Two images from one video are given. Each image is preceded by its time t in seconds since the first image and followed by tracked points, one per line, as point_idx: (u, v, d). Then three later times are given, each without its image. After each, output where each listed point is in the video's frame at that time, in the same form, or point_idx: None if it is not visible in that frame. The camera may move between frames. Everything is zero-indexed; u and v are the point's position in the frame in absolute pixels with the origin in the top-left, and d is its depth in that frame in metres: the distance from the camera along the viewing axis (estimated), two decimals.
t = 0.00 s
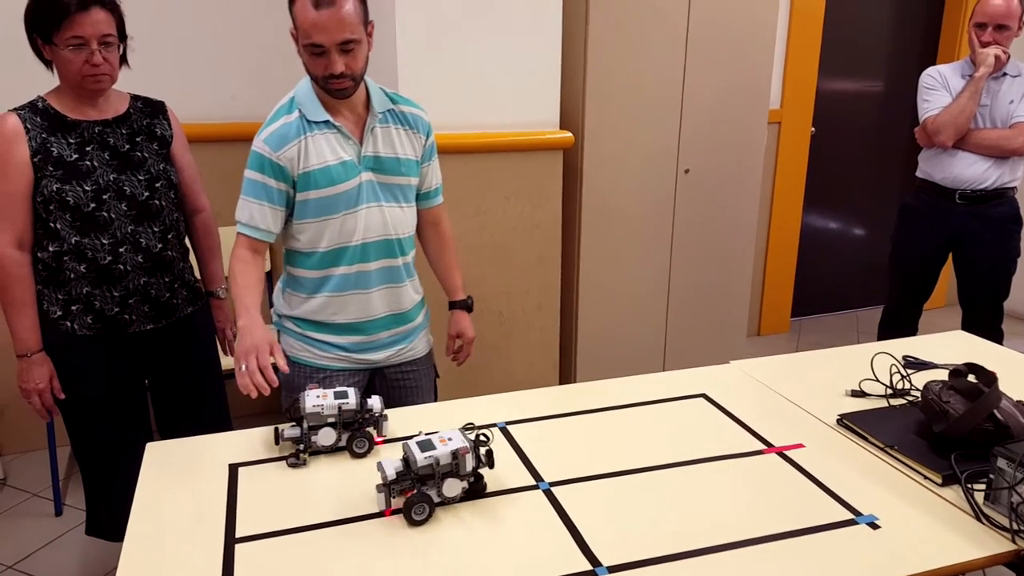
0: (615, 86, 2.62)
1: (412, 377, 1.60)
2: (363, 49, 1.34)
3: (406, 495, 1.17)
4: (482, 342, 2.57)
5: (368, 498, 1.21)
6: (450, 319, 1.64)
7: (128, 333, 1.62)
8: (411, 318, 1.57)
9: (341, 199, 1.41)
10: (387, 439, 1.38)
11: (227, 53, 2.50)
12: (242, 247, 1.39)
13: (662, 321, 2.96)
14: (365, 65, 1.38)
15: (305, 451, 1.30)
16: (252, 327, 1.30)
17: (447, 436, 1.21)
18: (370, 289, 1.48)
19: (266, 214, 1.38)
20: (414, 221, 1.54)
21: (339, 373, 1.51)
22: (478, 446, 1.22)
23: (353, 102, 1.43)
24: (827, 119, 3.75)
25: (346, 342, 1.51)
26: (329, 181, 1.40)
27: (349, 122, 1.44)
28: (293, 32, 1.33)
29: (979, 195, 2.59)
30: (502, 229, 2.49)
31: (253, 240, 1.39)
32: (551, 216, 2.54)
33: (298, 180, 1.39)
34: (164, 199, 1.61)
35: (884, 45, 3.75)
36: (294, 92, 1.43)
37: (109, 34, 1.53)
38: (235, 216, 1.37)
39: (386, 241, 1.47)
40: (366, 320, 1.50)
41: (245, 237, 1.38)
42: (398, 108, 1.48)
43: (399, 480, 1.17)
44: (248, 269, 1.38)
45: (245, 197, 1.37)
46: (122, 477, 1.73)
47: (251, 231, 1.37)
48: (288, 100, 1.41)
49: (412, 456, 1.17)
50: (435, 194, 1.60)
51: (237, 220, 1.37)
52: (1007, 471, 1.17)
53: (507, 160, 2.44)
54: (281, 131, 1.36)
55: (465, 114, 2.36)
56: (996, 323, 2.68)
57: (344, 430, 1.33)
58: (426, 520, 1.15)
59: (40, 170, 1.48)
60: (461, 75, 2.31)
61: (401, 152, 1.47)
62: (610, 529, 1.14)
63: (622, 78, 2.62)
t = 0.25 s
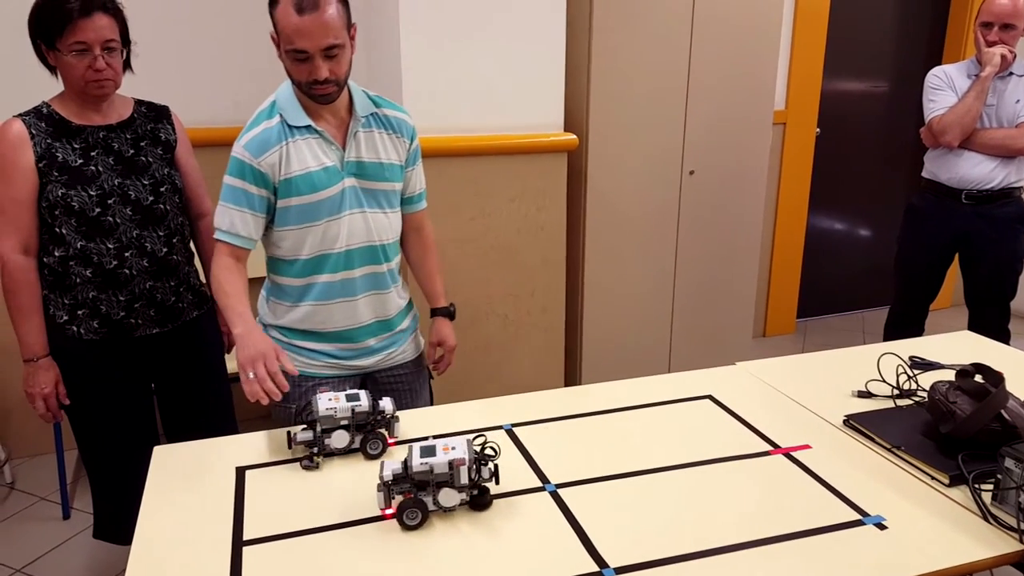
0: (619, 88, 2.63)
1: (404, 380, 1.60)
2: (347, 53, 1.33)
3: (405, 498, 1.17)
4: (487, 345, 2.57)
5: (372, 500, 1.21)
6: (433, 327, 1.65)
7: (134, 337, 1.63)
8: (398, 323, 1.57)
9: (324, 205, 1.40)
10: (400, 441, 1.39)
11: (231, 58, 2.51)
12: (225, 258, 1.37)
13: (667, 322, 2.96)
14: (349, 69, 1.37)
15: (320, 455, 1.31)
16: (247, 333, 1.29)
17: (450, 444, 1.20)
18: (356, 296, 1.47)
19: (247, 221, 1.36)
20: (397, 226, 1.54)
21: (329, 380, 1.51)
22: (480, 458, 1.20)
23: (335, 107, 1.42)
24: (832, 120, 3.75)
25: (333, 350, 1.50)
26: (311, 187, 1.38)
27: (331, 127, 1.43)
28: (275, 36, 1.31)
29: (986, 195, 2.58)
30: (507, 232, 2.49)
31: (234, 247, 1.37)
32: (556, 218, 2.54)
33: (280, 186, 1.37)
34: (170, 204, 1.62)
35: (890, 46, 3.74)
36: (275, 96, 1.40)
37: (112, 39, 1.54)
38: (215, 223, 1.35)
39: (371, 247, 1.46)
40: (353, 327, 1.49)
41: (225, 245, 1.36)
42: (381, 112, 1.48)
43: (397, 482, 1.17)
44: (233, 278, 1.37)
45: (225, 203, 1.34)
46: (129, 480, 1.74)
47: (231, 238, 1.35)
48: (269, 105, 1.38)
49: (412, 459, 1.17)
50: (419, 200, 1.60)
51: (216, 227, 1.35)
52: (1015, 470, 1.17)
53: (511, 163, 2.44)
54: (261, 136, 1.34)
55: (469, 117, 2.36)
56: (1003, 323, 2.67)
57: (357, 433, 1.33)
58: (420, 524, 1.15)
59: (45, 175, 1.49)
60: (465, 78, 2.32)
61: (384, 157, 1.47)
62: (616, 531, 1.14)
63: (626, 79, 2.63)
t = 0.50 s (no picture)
0: (620, 87, 2.62)
1: (405, 376, 1.61)
2: (339, 52, 1.33)
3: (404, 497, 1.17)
4: (488, 345, 2.57)
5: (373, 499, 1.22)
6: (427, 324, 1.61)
7: (135, 336, 1.63)
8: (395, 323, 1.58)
9: (320, 206, 1.40)
10: (407, 439, 1.39)
11: (233, 58, 2.51)
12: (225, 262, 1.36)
13: (669, 322, 2.96)
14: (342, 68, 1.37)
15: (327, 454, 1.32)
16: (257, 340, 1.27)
17: (445, 439, 1.21)
18: (352, 296, 1.48)
19: (245, 222, 1.35)
20: (392, 225, 1.54)
21: (329, 381, 1.51)
22: (476, 449, 1.22)
23: (328, 106, 1.42)
24: (834, 119, 3.74)
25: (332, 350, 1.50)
26: (306, 188, 1.38)
27: (324, 126, 1.43)
28: (267, 36, 1.30)
29: (988, 194, 2.58)
30: (508, 232, 2.49)
31: (233, 249, 1.36)
32: (557, 218, 2.54)
33: (274, 187, 1.37)
34: (170, 203, 1.62)
35: (892, 45, 3.74)
36: (266, 95, 1.40)
37: (110, 38, 1.54)
38: (212, 226, 1.34)
39: (366, 246, 1.47)
40: (350, 328, 1.49)
41: (223, 247, 1.35)
42: (374, 110, 1.48)
43: (396, 485, 1.17)
44: (233, 281, 1.36)
45: (222, 205, 1.33)
46: (131, 480, 1.74)
47: (229, 240, 1.34)
48: (261, 105, 1.38)
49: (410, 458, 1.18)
50: (412, 198, 1.61)
51: (212, 230, 1.34)
52: (1015, 469, 1.17)
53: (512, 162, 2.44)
54: (255, 137, 1.33)
55: (470, 117, 2.36)
56: (1006, 322, 2.66)
57: (364, 432, 1.33)
58: (424, 523, 1.15)
59: (45, 175, 1.50)
60: (466, 78, 2.32)
61: (377, 156, 1.47)
62: (618, 531, 1.14)
63: (627, 79, 2.62)
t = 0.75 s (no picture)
0: (617, 85, 2.62)
1: (404, 377, 1.60)
2: (333, 50, 1.33)
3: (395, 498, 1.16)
4: (487, 343, 2.57)
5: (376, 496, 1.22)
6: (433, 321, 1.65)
7: (132, 336, 1.63)
8: (393, 322, 1.58)
9: (317, 206, 1.40)
10: (411, 437, 1.39)
11: (230, 57, 2.51)
12: (224, 264, 1.35)
13: (668, 320, 2.96)
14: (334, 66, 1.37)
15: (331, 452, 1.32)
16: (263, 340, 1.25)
17: (441, 442, 1.19)
18: (351, 296, 1.48)
19: (242, 223, 1.34)
20: (388, 223, 1.54)
21: (328, 382, 1.50)
22: (472, 454, 1.20)
23: (321, 104, 1.42)
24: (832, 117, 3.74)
25: (331, 351, 1.50)
26: (303, 188, 1.38)
27: (318, 125, 1.43)
28: (259, 35, 1.30)
29: (985, 191, 2.58)
30: (506, 230, 2.49)
31: (229, 252, 1.34)
32: (555, 216, 2.54)
33: (270, 189, 1.36)
34: (166, 203, 1.62)
35: (889, 42, 3.74)
36: (259, 96, 1.39)
37: (105, 36, 1.53)
38: (208, 229, 1.33)
39: (364, 246, 1.47)
40: (349, 328, 1.49)
41: (219, 249, 1.34)
42: (367, 108, 1.48)
43: (388, 484, 1.17)
44: (231, 282, 1.34)
45: (217, 207, 1.32)
46: (130, 480, 1.74)
47: (226, 242, 1.33)
48: (254, 105, 1.38)
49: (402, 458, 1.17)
50: (408, 196, 1.60)
51: (208, 232, 1.32)
52: (1012, 464, 1.16)
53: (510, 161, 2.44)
54: (250, 138, 1.33)
55: (468, 115, 2.36)
56: (1004, 318, 2.66)
57: (368, 429, 1.33)
58: (413, 524, 1.15)
59: (41, 175, 1.50)
60: (463, 76, 2.31)
61: (373, 154, 1.47)
62: (616, 528, 1.14)
63: (624, 77, 2.62)
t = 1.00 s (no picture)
0: (615, 82, 2.62)
1: (400, 374, 1.61)
2: (332, 50, 1.32)
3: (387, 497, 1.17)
4: (485, 342, 2.57)
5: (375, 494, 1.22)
6: (427, 314, 1.69)
7: (128, 335, 1.63)
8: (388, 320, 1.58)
9: (315, 210, 1.39)
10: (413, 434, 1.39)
11: (226, 56, 2.51)
12: (236, 268, 1.27)
13: (665, 317, 2.96)
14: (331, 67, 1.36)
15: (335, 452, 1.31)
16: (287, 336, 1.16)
17: (431, 440, 1.21)
18: (347, 299, 1.48)
19: (251, 221, 1.29)
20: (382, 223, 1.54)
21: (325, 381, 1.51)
22: (463, 450, 1.20)
23: (318, 106, 1.41)
24: (829, 113, 3.74)
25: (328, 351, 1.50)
26: (302, 193, 1.37)
27: (315, 127, 1.41)
28: (258, 35, 1.28)
29: (982, 187, 2.58)
30: (504, 228, 2.48)
31: (240, 250, 1.28)
32: (552, 214, 2.54)
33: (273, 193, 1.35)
34: (162, 201, 1.62)
35: (886, 39, 3.74)
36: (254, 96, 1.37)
37: (100, 35, 1.53)
38: (216, 229, 1.28)
39: (360, 248, 1.47)
40: (346, 330, 1.49)
41: (230, 249, 1.28)
42: (362, 108, 1.47)
43: (380, 483, 1.17)
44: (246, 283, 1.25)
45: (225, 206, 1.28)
46: (127, 479, 1.74)
47: (242, 243, 1.28)
48: (251, 107, 1.36)
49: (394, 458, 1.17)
50: (400, 194, 1.61)
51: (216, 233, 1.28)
52: (1009, 461, 1.17)
53: (507, 159, 2.43)
54: (254, 139, 1.31)
55: (464, 113, 2.35)
56: (1000, 315, 2.67)
57: (371, 428, 1.34)
58: (407, 523, 1.14)
59: (36, 174, 1.49)
60: (460, 74, 2.31)
61: (368, 155, 1.46)
62: (613, 526, 1.14)
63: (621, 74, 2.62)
